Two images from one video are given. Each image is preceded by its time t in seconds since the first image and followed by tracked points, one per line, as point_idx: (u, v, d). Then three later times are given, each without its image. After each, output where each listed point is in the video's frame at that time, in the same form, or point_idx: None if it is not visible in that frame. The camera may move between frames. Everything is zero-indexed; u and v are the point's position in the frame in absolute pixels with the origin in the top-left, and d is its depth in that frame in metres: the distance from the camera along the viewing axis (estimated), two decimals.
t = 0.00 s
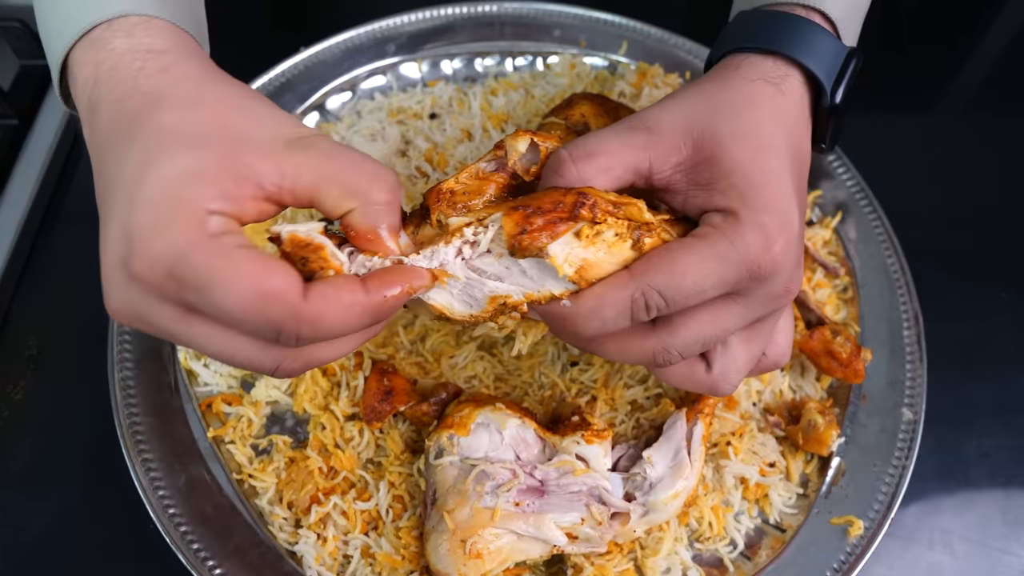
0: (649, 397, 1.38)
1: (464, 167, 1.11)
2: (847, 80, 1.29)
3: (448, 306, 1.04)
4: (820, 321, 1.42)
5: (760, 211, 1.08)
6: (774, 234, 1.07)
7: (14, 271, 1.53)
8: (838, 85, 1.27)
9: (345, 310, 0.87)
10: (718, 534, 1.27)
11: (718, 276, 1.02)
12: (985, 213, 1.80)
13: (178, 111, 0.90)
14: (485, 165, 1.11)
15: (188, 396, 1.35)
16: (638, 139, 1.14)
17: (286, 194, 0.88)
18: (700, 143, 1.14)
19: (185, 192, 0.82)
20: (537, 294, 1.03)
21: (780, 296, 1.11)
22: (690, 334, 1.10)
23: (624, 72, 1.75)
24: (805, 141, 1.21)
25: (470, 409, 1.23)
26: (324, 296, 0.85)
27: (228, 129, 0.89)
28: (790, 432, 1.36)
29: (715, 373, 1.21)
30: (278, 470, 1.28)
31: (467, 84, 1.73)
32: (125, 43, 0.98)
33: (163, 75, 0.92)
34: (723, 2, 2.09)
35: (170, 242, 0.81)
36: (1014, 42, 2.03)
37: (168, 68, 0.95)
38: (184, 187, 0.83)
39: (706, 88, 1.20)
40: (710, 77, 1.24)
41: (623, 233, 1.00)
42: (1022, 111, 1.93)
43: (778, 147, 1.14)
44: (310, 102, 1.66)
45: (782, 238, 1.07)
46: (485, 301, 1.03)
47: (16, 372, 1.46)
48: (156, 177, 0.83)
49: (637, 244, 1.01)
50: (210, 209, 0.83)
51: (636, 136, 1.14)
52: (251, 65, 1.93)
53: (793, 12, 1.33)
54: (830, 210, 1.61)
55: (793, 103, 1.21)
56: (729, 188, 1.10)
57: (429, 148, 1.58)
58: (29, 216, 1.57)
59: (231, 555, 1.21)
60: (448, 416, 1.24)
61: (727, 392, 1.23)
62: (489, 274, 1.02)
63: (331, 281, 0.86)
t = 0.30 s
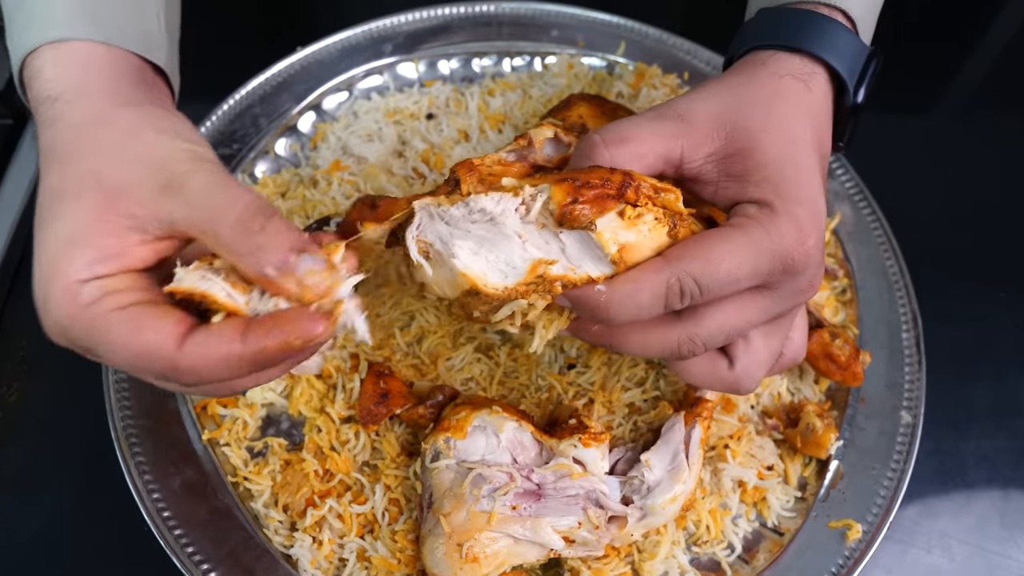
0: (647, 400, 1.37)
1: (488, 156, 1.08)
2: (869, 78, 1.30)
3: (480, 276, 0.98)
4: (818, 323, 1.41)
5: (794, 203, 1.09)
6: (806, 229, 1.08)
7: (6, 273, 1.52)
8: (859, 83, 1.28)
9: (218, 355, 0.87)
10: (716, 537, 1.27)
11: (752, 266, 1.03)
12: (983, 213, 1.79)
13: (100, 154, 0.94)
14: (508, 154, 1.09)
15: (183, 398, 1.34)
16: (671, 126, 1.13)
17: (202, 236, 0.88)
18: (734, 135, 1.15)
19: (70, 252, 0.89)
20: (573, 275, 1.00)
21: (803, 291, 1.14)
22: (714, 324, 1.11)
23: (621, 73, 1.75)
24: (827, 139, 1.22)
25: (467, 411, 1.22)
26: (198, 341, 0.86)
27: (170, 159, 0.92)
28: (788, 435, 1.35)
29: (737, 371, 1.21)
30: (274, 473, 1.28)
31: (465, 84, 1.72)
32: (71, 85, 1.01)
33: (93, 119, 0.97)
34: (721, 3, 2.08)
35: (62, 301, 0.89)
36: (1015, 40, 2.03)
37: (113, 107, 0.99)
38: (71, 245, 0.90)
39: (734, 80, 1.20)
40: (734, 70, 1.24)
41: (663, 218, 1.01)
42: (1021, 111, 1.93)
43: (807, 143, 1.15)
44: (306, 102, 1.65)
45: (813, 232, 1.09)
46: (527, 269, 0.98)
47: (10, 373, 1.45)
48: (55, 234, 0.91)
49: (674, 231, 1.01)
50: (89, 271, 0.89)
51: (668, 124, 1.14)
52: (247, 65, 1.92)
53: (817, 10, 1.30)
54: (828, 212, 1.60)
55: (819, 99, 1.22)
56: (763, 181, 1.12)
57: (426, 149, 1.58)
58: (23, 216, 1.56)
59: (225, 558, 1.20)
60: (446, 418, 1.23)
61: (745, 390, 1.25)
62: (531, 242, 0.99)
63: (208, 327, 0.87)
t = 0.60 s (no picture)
0: (644, 402, 1.37)
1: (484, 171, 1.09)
2: (865, 80, 1.30)
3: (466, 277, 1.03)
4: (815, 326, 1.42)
5: (779, 203, 1.08)
6: (793, 226, 1.07)
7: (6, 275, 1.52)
8: (855, 85, 1.29)
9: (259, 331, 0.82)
10: (713, 539, 1.28)
11: (736, 266, 1.02)
12: (980, 216, 1.80)
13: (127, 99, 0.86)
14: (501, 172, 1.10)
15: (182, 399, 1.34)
16: (657, 134, 1.14)
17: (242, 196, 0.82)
18: (720, 138, 1.14)
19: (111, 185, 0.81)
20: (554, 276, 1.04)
21: (796, 290, 1.12)
22: (705, 324, 1.10)
23: (620, 76, 1.75)
24: (820, 143, 1.22)
25: (464, 413, 1.22)
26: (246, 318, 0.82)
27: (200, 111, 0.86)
28: (785, 438, 1.36)
29: (740, 372, 1.22)
30: (272, 474, 1.28)
31: (463, 87, 1.72)
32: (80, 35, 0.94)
33: (110, 71, 0.88)
34: (720, 6, 2.09)
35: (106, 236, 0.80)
36: (1013, 40, 2.04)
37: (128, 58, 0.91)
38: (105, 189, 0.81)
39: (724, 85, 1.21)
40: (728, 76, 1.24)
41: (642, 220, 1.02)
42: (1018, 113, 1.93)
43: (797, 145, 1.15)
44: (305, 105, 1.66)
45: (800, 231, 1.08)
46: (509, 271, 1.03)
47: (9, 375, 1.45)
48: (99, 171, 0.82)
49: (655, 233, 1.03)
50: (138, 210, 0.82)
51: (654, 131, 1.14)
52: (247, 67, 1.93)
53: (810, 15, 1.30)
54: (826, 215, 1.60)
55: (811, 101, 1.21)
56: (748, 181, 1.11)
57: (425, 151, 1.58)
58: (23, 218, 1.56)
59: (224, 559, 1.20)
60: (443, 420, 1.24)
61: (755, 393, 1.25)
62: (514, 244, 1.02)
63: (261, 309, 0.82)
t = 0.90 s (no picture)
0: (641, 401, 1.38)
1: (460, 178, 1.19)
2: (842, 63, 1.25)
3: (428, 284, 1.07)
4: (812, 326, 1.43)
5: (728, 196, 1.06)
6: (745, 219, 1.04)
7: (7, 273, 1.53)
8: (829, 69, 1.24)
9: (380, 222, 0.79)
10: (709, 538, 1.28)
11: (684, 263, 1.02)
12: (976, 216, 1.81)
13: (239, 39, 0.78)
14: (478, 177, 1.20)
15: (181, 398, 1.35)
16: (611, 135, 1.17)
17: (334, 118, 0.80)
18: (675, 133, 1.15)
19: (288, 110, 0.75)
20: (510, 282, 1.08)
21: (763, 286, 1.09)
22: (667, 322, 1.11)
23: (617, 77, 1.76)
24: (794, 136, 1.17)
25: (462, 411, 1.23)
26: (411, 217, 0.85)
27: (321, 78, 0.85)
28: (781, 437, 1.37)
29: (712, 371, 1.21)
30: (271, 472, 1.29)
31: (462, 88, 1.73)
32: None
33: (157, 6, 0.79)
34: (718, 7, 2.10)
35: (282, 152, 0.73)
36: (1011, 41, 2.05)
37: None
38: (274, 111, 0.74)
39: (694, 80, 1.20)
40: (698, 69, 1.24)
41: (591, 223, 1.05)
42: (1015, 114, 1.94)
43: (758, 136, 1.12)
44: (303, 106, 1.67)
45: (753, 225, 1.05)
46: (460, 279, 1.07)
47: (9, 373, 1.46)
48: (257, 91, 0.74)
49: (605, 234, 1.05)
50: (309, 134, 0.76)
51: (610, 132, 1.18)
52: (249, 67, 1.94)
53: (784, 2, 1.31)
54: (822, 215, 1.62)
55: (779, 95, 1.19)
56: (696, 176, 1.11)
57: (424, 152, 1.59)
58: (24, 216, 1.57)
59: (223, 557, 1.21)
60: (442, 419, 1.24)
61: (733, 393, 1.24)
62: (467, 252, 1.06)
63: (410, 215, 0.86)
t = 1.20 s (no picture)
0: (640, 403, 1.39)
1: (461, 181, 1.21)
2: (832, 75, 1.26)
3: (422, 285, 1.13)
4: (810, 328, 1.44)
5: (717, 205, 1.07)
6: (734, 225, 1.06)
7: (10, 275, 1.53)
8: (820, 80, 1.25)
9: (397, 211, 0.82)
10: (709, 539, 1.29)
11: (674, 268, 1.03)
12: (975, 218, 1.81)
13: (281, 51, 0.82)
14: (478, 180, 1.21)
15: (183, 399, 1.36)
16: (608, 143, 1.18)
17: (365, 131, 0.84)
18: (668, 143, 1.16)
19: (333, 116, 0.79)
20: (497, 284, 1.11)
21: (751, 291, 1.11)
22: (657, 324, 1.12)
23: (617, 80, 1.77)
24: (785, 143, 1.19)
25: (462, 412, 1.24)
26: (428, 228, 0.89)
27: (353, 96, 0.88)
28: (780, 438, 1.37)
29: (700, 370, 1.22)
30: (273, 473, 1.29)
31: (462, 90, 1.74)
32: None
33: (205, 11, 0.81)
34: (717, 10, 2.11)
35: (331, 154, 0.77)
36: (1011, 40, 2.05)
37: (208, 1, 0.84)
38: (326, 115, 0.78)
39: (685, 89, 1.21)
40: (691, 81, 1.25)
41: (582, 227, 1.05)
42: (1015, 115, 1.95)
43: (749, 148, 1.13)
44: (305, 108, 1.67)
45: (741, 231, 1.06)
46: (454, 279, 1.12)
47: (12, 374, 1.47)
48: (309, 99, 0.78)
49: (596, 238, 1.06)
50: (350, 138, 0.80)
51: (606, 140, 1.19)
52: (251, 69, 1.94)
53: (776, 14, 1.31)
54: (821, 216, 1.62)
55: (770, 102, 1.20)
56: (687, 185, 1.12)
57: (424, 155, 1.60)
58: (25, 217, 1.57)
59: (224, 557, 1.21)
60: (442, 420, 1.25)
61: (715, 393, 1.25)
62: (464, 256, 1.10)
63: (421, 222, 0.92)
